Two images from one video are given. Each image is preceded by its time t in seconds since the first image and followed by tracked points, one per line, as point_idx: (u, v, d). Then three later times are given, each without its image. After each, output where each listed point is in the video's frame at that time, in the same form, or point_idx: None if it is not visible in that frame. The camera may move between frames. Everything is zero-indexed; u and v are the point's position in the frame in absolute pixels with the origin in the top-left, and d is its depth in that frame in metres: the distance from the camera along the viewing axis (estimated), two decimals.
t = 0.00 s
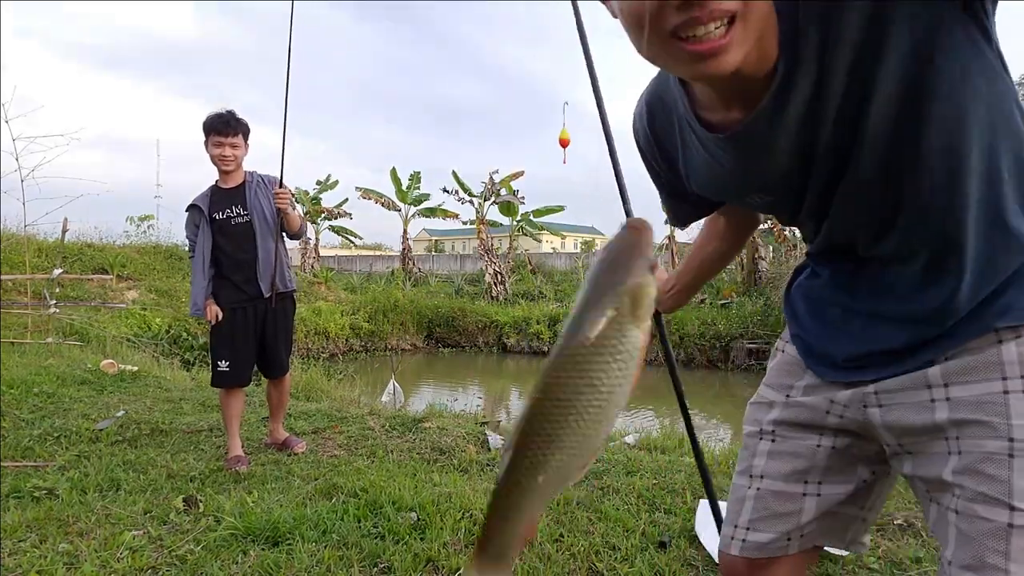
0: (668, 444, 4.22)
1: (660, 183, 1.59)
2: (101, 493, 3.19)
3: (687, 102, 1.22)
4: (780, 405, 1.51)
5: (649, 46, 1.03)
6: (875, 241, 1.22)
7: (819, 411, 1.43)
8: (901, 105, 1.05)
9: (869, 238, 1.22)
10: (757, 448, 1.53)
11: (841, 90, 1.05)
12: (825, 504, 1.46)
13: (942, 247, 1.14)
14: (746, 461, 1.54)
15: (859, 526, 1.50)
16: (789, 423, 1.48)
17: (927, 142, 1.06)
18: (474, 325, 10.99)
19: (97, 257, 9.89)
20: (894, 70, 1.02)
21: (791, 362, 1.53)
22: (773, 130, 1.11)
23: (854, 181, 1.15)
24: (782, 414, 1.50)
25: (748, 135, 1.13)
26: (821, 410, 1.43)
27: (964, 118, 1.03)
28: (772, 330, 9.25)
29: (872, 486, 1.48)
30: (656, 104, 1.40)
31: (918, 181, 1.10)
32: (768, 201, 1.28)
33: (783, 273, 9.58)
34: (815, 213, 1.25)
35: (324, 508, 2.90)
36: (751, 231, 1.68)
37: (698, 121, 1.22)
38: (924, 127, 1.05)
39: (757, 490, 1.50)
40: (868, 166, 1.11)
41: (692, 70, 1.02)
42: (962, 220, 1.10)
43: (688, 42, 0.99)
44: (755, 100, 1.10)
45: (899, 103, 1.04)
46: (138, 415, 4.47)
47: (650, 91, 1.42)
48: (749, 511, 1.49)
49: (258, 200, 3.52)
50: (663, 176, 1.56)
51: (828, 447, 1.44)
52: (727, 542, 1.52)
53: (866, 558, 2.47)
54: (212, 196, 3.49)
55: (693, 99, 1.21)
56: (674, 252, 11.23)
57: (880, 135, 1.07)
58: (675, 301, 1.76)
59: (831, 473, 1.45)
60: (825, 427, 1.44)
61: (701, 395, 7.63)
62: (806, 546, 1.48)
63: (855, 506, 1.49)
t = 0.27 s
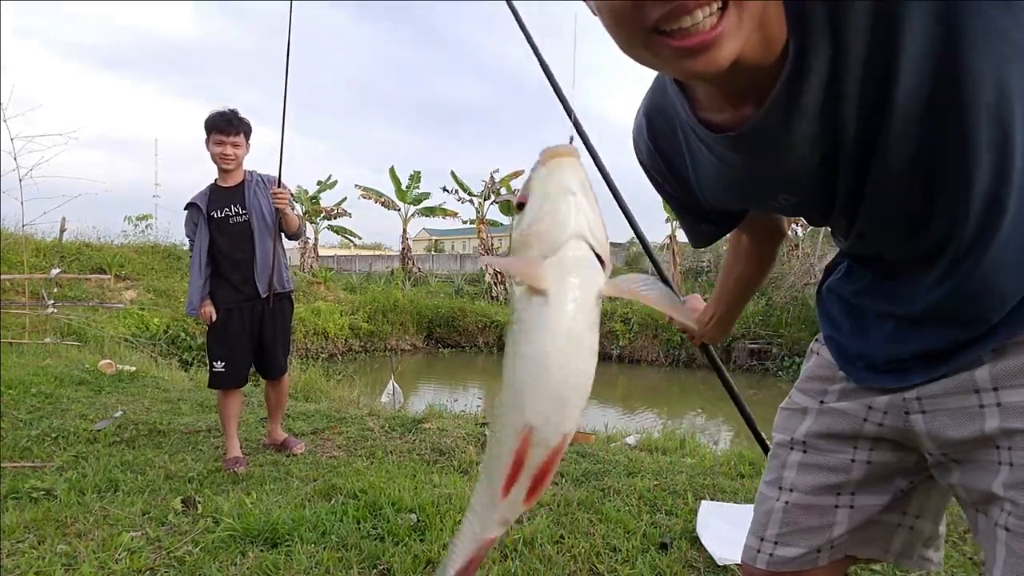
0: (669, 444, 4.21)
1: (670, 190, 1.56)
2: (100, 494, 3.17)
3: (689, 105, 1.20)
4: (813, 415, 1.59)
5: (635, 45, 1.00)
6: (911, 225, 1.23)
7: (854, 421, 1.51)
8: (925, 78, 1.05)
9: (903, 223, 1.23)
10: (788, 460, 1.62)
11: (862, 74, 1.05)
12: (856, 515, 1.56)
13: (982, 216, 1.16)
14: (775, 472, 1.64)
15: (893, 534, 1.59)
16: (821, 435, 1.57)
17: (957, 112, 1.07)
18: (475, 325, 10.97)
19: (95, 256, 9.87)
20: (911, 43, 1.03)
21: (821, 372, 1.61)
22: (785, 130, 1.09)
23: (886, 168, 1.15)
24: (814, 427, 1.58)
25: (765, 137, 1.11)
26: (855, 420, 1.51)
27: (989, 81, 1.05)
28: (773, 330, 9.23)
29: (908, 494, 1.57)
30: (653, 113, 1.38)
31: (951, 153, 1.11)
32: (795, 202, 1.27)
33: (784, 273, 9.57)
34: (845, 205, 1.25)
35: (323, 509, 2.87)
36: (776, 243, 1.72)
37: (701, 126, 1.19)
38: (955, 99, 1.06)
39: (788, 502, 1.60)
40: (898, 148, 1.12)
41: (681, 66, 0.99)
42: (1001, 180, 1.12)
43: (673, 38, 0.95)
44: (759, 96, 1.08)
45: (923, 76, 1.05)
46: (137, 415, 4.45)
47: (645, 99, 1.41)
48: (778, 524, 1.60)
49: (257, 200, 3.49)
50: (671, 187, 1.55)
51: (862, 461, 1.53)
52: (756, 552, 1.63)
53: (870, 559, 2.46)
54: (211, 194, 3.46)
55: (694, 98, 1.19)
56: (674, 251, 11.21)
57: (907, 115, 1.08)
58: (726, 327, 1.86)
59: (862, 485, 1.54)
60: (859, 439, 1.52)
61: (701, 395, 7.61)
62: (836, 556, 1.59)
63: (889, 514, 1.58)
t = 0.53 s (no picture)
0: (670, 445, 4.18)
1: (669, 204, 1.52)
2: (97, 495, 3.14)
3: (687, 121, 1.16)
4: (822, 419, 1.57)
5: (629, 60, 0.96)
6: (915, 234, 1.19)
7: (865, 424, 1.49)
8: (934, 80, 1.03)
9: (908, 232, 1.19)
10: (796, 464, 1.59)
11: (868, 76, 1.02)
12: (865, 518, 1.54)
13: (989, 222, 1.13)
14: (782, 476, 1.62)
15: (903, 535, 1.57)
16: (831, 439, 1.55)
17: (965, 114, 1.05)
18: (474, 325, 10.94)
19: (93, 256, 9.85)
20: (919, 44, 1.01)
21: (829, 374, 1.58)
22: (791, 138, 1.06)
23: (892, 175, 1.12)
24: (823, 431, 1.56)
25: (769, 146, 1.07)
26: (865, 423, 1.49)
27: (999, 82, 1.02)
28: (774, 330, 9.20)
29: (918, 496, 1.54)
30: (648, 125, 1.35)
31: (958, 158, 1.08)
32: (801, 211, 1.23)
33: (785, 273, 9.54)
34: (850, 214, 1.21)
35: (322, 511, 2.84)
36: (777, 256, 1.69)
37: (702, 140, 1.15)
38: (964, 102, 1.04)
39: (796, 507, 1.58)
40: (904, 153, 1.09)
41: (680, 82, 0.96)
42: (1008, 184, 1.10)
43: (671, 55, 0.92)
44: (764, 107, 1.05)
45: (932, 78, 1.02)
46: (134, 416, 4.42)
47: (640, 114, 1.38)
48: (785, 529, 1.59)
49: (256, 199, 3.45)
50: (673, 205, 1.52)
51: (872, 466, 1.51)
52: (762, 556, 1.62)
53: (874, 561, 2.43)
54: (210, 194, 3.43)
55: (692, 115, 1.15)
56: (675, 251, 11.17)
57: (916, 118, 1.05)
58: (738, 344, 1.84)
59: (871, 488, 1.52)
60: (869, 443, 1.50)
61: (702, 395, 7.57)
62: (845, 558, 1.57)
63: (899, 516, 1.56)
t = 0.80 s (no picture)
0: (670, 445, 4.18)
1: (669, 204, 1.51)
2: (96, 495, 3.14)
3: (684, 123, 1.15)
4: (822, 419, 1.55)
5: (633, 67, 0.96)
6: (914, 235, 1.19)
7: (865, 424, 1.48)
8: (933, 80, 1.03)
9: (909, 234, 1.19)
10: (796, 465, 1.58)
11: (867, 76, 1.02)
12: (864, 519, 1.53)
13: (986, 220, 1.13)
14: (782, 477, 1.60)
15: (903, 537, 1.55)
16: (831, 439, 1.53)
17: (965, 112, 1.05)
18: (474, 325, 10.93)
19: (92, 257, 9.84)
20: (918, 46, 1.01)
21: (826, 375, 1.57)
22: (791, 140, 1.05)
23: (892, 174, 1.11)
24: (823, 432, 1.55)
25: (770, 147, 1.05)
26: (865, 423, 1.48)
27: (996, 81, 1.03)
28: (774, 330, 9.20)
29: (919, 496, 1.54)
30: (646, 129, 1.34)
31: (958, 156, 1.08)
32: (801, 214, 1.21)
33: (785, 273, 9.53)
34: (849, 218, 1.21)
35: (321, 511, 2.84)
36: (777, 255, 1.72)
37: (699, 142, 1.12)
38: (964, 102, 1.04)
39: (796, 507, 1.56)
40: (904, 154, 1.09)
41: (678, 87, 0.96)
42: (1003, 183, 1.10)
43: (675, 60, 0.92)
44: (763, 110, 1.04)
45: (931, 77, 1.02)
46: (134, 416, 4.42)
47: (637, 117, 1.37)
48: (785, 531, 1.57)
49: (258, 200, 3.43)
50: (669, 207, 1.51)
51: (872, 467, 1.50)
52: (762, 558, 1.59)
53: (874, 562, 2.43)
54: (212, 192, 3.44)
55: (689, 117, 1.14)
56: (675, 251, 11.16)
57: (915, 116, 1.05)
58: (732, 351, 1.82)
59: (871, 488, 1.51)
60: (869, 444, 1.50)
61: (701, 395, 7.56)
62: (845, 560, 1.55)
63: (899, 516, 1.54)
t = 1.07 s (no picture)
0: (670, 445, 4.18)
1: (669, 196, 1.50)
2: (97, 495, 3.13)
3: (680, 111, 1.12)
4: (824, 418, 1.55)
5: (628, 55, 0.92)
6: (914, 229, 1.18)
7: (867, 423, 1.48)
8: (934, 77, 1.02)
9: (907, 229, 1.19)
10: (799, 464, 1.58)
11: (866, 70, 1.02)
12: (868, 519, 1.53)
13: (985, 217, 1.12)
14: (785, 476, 1.60)
15: (908, 539, 1.55)
16: (834, 438, 1.53)
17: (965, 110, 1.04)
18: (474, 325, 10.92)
19: (92, 257, 9.85)
20: (918, 43, 1.01)
21: (828, 375, 1.57)
22: (790, 133, 1.05)
23: (890, 168, 1.11)
24: (825, 431, 1.55)
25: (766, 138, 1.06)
26: (866, 421, 1.49)
27: (999, 79, 1.02)
28: (774, 331, 9.20)
29: (924, 497, 1.53)
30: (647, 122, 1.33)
31: (957, 153, 1.08)
32: (800, 204, 1.21)
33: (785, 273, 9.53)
34: (848, 212, 1.21)
35: (321, 511, 2.84)
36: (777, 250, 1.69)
37: (695, 132, 1.12)
38: (965, 99, 1.03)
39: (800, 506, 1.57)
40: (902, 148, 1.08)
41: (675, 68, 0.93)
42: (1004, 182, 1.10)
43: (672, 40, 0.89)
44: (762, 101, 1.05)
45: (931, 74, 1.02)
46: (133, 416, 4.42)
47: (639, 110, 1.37)
48: (789, 530, 1.57)
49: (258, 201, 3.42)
50: (671, 199, 1.52)
51: (875, 466, 1.50)
52: (767, 557, 1.60)
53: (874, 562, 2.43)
54: (215, 190, 3.48)
55: (685, 105, 1.11)
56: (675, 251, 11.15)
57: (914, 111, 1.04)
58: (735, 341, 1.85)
59: (875, 489, 1.51)
60: (871, 443, 1.50)
61: (702, 395, 7.56)
62: (850, 560, 1.55)
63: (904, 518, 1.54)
